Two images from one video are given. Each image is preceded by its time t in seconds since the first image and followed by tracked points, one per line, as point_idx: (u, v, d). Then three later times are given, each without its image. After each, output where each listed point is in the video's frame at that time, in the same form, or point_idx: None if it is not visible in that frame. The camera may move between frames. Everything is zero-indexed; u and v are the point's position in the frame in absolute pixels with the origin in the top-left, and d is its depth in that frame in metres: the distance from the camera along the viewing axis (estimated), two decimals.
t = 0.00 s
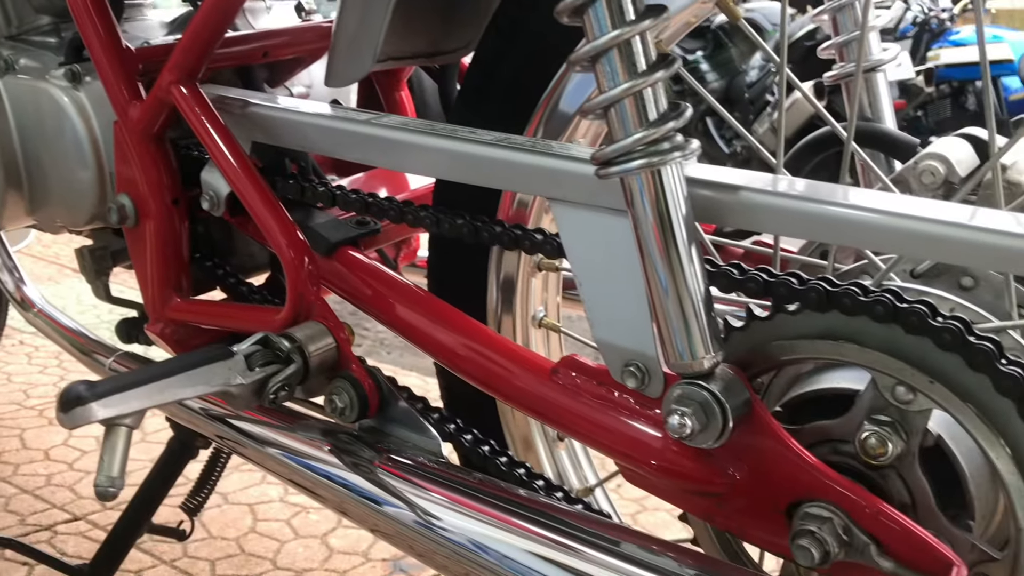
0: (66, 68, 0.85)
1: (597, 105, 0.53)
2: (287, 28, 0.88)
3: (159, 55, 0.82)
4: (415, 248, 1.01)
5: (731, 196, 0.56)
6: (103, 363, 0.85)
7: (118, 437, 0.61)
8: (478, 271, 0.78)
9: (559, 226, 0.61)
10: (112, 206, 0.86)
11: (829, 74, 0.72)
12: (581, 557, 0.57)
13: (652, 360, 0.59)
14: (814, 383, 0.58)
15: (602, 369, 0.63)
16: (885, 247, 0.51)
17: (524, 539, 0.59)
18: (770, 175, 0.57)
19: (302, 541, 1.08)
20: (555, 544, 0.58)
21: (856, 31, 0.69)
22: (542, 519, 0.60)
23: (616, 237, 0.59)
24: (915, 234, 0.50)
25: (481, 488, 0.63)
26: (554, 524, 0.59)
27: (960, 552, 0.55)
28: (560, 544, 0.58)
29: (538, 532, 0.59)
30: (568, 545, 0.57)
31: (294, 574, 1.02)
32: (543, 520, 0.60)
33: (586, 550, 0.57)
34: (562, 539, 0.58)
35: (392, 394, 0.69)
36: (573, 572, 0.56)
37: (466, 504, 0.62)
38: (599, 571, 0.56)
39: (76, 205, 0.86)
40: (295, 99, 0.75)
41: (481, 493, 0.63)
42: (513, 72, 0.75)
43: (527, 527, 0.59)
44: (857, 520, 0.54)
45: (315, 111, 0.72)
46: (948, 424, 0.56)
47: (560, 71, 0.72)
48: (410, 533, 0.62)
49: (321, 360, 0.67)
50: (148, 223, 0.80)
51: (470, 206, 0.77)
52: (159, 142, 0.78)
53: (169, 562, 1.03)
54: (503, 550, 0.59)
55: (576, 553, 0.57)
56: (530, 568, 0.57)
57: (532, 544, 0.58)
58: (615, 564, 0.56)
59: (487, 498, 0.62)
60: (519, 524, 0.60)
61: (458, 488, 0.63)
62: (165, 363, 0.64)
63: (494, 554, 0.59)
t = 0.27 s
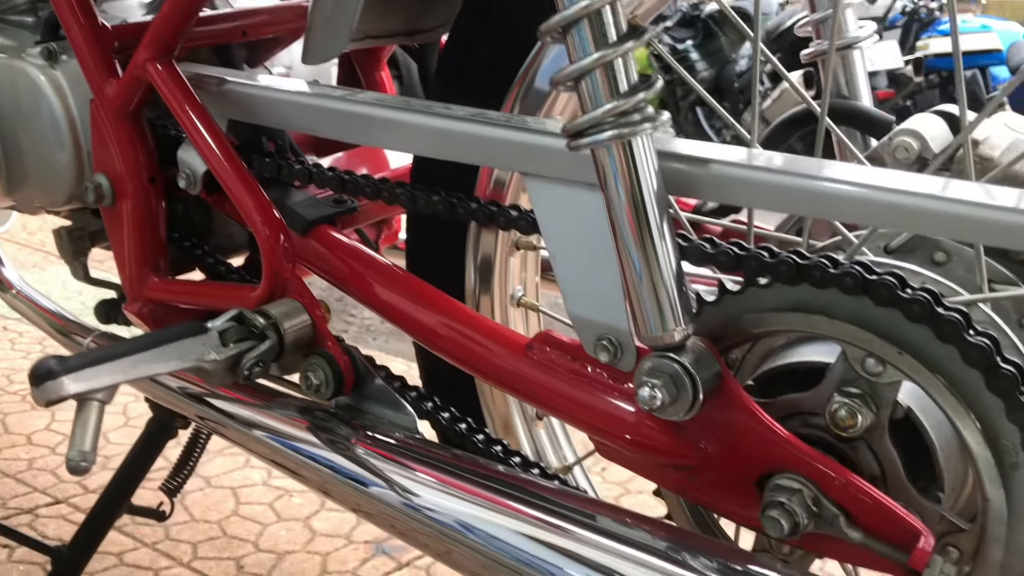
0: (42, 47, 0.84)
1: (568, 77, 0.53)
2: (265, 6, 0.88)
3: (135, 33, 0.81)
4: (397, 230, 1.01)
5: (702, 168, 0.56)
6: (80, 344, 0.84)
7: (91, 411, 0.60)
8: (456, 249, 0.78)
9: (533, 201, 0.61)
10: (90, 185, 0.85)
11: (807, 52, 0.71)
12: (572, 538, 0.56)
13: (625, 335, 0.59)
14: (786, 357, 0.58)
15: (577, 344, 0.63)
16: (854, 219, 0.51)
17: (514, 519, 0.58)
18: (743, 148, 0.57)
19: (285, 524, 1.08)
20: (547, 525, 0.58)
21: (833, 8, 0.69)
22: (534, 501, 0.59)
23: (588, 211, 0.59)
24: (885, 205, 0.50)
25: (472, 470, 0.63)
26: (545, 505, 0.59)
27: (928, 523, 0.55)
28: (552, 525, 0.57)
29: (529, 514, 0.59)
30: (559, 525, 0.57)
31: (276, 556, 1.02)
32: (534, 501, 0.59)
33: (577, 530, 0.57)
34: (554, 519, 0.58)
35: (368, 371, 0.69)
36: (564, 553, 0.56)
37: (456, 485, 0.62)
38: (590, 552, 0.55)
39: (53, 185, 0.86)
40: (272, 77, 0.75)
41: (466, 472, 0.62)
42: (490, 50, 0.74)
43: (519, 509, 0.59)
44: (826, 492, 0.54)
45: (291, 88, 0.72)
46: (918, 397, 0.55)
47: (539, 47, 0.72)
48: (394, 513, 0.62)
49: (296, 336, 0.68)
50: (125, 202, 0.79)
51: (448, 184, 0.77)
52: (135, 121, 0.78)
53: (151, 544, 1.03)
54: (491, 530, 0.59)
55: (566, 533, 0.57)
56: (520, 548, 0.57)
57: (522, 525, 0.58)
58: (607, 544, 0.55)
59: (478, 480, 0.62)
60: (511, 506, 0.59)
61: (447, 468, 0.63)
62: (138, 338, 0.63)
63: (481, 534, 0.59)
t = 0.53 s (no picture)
0: (24, 26, 0.84)
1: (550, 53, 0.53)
2: None
3: (118, 12, 0.81)
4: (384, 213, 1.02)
5: (685, 146, 0.56)
6: (63, 326, 0.84)
7: (71, 389, 0.59)
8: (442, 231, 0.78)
9: (516, 179, 0.61)
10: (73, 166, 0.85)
11: (792, 34, 0.71)
12: (564, 519, 0.56)
13: (607, 313, 0.59)
14: (769, 335, 0.58)
15: (559, 323, 0.63)
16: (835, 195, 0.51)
17: (505, 500, 0.58)
18: (726, 126, 0.57)
19: (272, 508, 1.08)
20: (539, 507, 0.57)
21: None
22: (527, 482, 0.59)
23: (570, 189, 0.58)
24: (865, 181, 0.50)
25: (465, 452, 0.62)
26: (539, 487, 0.59)
27: (907, 500, 0.56)
28: (544, 507, 0.57)
29: (521, 495, 0.58)
30: (552, 507, 0.57)
31: (262, 540, 1.02)
32: (527, 483, 0.59)
33: (570, 512, 0.56)
34: (548, 502, 0.57)
35: (352, 352, 0.69)
36: (556, 534, 0.56)
37: (446, 467, 0.61)
38: (581, 533, 0.55)
39: (37, 166, 0.85)
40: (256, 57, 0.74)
41: (456, 454, 0.62)
42: (472, 29, 0.73)
43: (511, 491, 0.59)
44: (806, 468, 0.54)
45: (275, 67, 0.71)
46: (898, 373, 0.56)
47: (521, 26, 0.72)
48: (382, 494, 0.62)
49: (279, 316, 0.68)
50: (108, 183, 0.79)
51: (433, 165, 0.76)
52: (119, 101, 0.78)
53: (138, 528, 1.03)
54: (481, 512, 0.58)
55: (558, 514, 0.56)
56: (511, 529, 0.57)
57: (513, 506, 0.58)
58: (599, 526, 0.55)
59: (471, 462, 0.61)
60: (503, 487, 0.59)
61: (440, 451, 0.62)
62: (120, 316, 0.63)
63: (471, 515, 0.58)
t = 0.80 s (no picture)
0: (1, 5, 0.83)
1: (527, 27, 0.52)
2: None
3: None
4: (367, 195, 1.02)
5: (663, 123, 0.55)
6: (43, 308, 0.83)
7: (45, 368, 0.59)
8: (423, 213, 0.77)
9: (495, 157, 0.61)
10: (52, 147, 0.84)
11: (775, 13, 0.71)
12: (554, 504, 0.55)
13: (586, 293, 0.59)
14: (748, 314, 0.58)
15: (539, 303, 0.63)
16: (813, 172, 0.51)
17: (495, 485, 0.57)
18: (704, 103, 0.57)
19: (256, 494, 1.08)
20: (530, 492, 0.56)
21: None
22: (519, 468, 0.58)
23: (548, 167, 0.58)
24: (844, 157, 0.50)
25: (453, 436, 0.61)
26: (532, 472, 0.58)
27: (885, 479, 0.55)
28: (536, 492, 0.56)
29: (513, 480, 0.57)
30: (544, 492, 0.56)
31: (246, 525, 1.02)
32: (519, 468, 0.58)
33: (562, 497, 0.56)
34: (539, 486, 0.56)
35: (330, 333, 0.69)
36: (545, 518, 0.55)
37: (435, 452, 0.60)
38: (571, 517, 0.54)
39: (15, 147, 0.84)
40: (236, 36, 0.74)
41: (446, 439, 0.61)
42: (452, 11, 0.73)
43: (502, 475, 0.58)
44: (783, 447, 0.54)
45: (254, 46, 0.71)
46: (876, 352, 0.56)
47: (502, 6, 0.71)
48: (367, 478, 0.61)
49: (257, 297, 0.67)
50: (86, 164, 0.78)
51: (413, 145, 0.75)
52: (97, 81, 0.77)
53: (120, 513, 1.02)
54: (470, 496, 0.57)
55: (549, 499, 0.56)
56: (500, 513, 0.56)
57: (504, 491, 0.57)
58: (590, 510, 0.54)
59: (461, 446, 0.60)
60: (493, 472, 0.58)
61: (430, 436, 0.62)
62: (95, 295, 0.63)
63: (458, 500, 0.58)
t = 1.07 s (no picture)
0: None
1: (495, 5, 0.51)
2: None
3: None
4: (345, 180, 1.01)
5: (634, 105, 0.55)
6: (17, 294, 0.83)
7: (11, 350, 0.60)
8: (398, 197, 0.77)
9: (466, 140, 0.60)
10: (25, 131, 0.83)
11: None
12: (540, 493, 0.54)
13: (557, 276, 0.59)
14: (721, 297, 0.58)
15: (512, 287, 0.63)
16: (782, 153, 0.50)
17: (481, 474, 0.56)
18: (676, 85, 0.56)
19: (237, 481, 1.07)
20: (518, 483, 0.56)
21: None
22: (506, 458, 0.57)
23: (519, 149, 0.58)
24: (812, 138, 0.50)
25: (439, 425, 0.61)
26: (521, 464, 0.57)
27: (854, 461, 0.56)
28: (523, 482, 0.55)
29: (501, 471, 0.57)
30: (533, 483, 0.55)
31: (226, 513, 1.02)
32: (507, 459, 0.57)
33: (550, 487, 0.55)
34: (526, 476, 0.56)
35: (303, 318, 0.69)
36: (529, 508, 0.54)
37: (421, 442, 0.60)
38: (556, 506, 0.53)
39: None
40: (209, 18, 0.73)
41: (434, 429, 0.60)
42: None
43: (490, 465, 0.57)
44: (752, 429, 0.54)
45: (226, 29, 0.70)
46: (845, 335, 0.56)
47: None
48: (349, 467, 0.60)
49: (228, 281, 0.67)
50: (59, 148, 0.77)
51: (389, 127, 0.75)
52: (70, 64, 0.76)
53: (99, 501, 1.02)
54: (454, 486, 0.57)
55: (536, 489, 0.55)
56: (484, 502, 0.55)
57: (490, 481, 0.56)
58: (577, 500, 0.53)
59: (449, 437, 0.59)
60: (480, 462, 0.57)
61: (416, 426, 0.61)
62: (64, 279, 0.63)
63: (441, 489, 0.57)
